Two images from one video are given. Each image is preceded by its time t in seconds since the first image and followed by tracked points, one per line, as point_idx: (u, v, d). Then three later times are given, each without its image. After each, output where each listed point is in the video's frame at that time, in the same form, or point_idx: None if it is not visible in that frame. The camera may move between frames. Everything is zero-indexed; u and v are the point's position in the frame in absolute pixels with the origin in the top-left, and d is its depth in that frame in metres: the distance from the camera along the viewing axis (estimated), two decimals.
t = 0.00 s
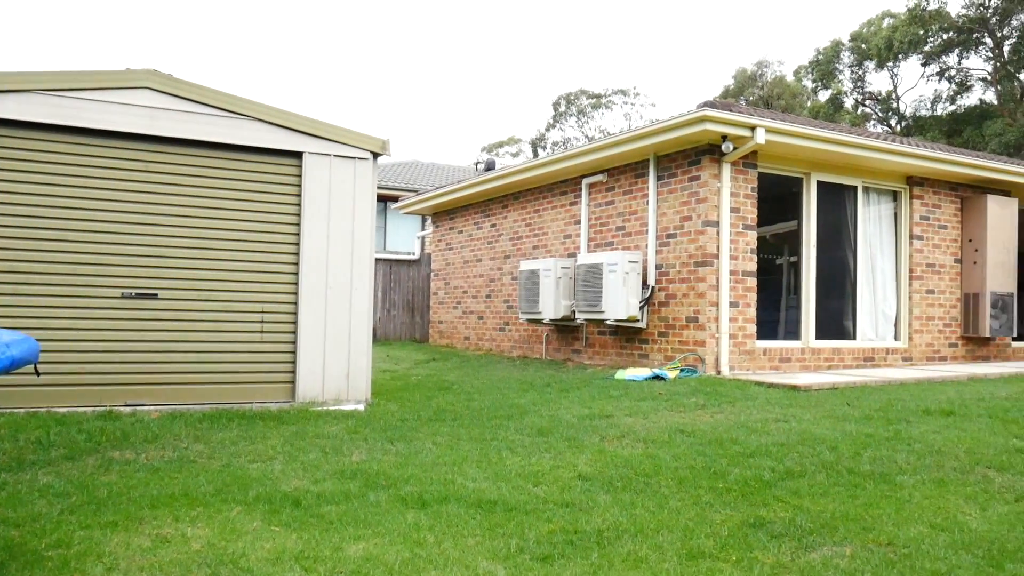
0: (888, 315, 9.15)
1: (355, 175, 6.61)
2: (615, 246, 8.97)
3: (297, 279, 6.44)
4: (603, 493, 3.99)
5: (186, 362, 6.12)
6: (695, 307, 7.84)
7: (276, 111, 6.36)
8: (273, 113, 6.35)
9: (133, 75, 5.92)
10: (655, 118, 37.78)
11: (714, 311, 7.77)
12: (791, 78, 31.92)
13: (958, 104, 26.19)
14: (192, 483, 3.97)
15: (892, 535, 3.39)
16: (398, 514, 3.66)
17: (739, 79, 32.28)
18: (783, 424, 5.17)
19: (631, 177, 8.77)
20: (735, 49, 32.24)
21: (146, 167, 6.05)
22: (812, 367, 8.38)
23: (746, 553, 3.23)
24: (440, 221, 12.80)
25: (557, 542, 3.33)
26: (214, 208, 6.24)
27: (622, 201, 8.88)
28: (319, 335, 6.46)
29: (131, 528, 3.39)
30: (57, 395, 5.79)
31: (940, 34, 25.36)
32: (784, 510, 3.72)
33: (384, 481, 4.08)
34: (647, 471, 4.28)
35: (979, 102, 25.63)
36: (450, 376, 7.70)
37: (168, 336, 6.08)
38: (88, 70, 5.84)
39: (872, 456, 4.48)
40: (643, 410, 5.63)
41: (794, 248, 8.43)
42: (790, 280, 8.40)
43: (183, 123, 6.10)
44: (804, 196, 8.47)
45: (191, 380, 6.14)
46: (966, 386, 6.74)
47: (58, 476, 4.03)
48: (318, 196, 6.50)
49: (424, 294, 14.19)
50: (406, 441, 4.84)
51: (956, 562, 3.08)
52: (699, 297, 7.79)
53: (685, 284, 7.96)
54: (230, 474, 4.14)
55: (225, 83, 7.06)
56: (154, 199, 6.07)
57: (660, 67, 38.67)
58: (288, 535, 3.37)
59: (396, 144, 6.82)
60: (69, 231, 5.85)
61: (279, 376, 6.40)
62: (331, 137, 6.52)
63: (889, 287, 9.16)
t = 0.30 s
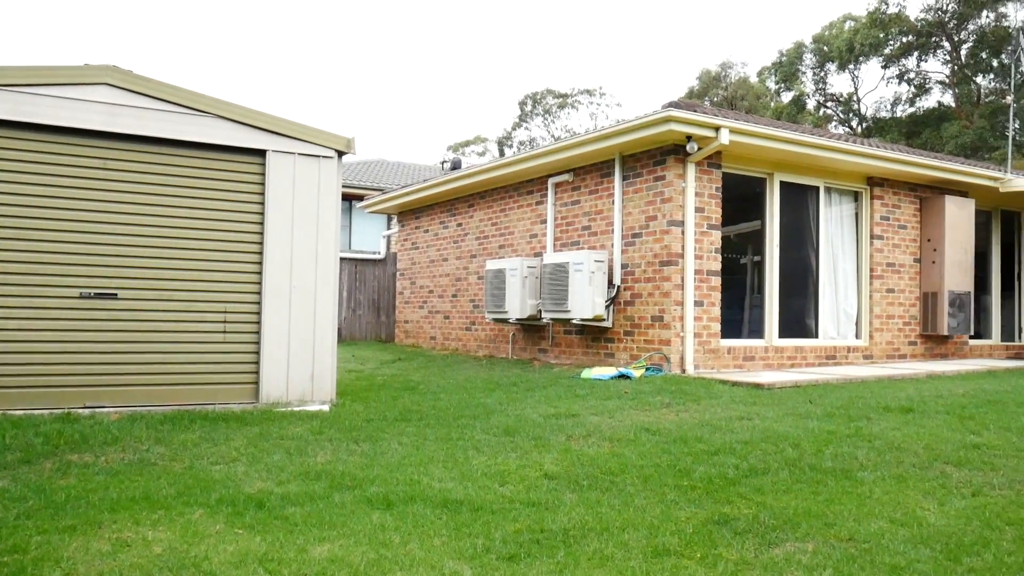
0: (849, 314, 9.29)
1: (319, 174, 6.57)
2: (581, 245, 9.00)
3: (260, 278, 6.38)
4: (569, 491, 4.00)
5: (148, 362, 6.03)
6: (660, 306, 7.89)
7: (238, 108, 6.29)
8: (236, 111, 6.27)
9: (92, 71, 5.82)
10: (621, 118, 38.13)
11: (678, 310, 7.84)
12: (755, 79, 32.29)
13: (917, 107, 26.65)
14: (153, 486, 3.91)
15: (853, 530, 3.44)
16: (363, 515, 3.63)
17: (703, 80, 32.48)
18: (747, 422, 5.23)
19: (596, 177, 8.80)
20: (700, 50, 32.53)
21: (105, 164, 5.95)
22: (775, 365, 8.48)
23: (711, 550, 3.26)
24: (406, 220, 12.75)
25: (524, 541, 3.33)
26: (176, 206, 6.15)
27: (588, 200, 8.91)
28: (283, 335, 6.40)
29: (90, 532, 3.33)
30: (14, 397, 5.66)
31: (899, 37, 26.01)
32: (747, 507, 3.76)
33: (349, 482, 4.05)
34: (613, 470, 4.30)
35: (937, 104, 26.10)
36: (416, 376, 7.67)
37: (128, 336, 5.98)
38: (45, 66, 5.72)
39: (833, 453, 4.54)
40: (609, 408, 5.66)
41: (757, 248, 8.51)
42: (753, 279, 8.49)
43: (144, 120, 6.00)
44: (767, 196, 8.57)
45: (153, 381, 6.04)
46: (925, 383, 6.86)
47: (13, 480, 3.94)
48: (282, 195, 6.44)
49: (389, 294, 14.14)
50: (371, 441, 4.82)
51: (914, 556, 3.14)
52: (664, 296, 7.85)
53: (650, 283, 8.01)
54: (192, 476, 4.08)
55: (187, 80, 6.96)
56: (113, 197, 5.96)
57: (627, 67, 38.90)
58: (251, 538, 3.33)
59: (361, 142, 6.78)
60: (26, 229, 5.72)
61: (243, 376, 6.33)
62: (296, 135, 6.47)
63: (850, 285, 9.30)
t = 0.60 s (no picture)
0: (811, 313, 9.42)
1: (283, 172, 6.52)
2: (548, 245, 9.03)
3: (223, 278, 6.31)
4: (535, 490, 4.01)
5: (108, 363, 5.93)
6: (626, 305, 7.94)
7: (201, 106, 6.21)
8: (198, 108, 6.20)
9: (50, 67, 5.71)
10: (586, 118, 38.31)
11: (644, 309, 7.89)
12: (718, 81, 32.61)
13: (877, 109, 26.92)
14: (114, 489, 3.86)
15: (815, 526, 3.49)
16: (328, 516, 3.61)
17: (669, 80, 32.57)
18: (711, 420, 5.28)
19: (562, 176, 8.83)
20: (665, 50, 32.77)
21: (64, 162, 5.84)
22: (739, 364, 8.58)
23: (676, 547, 3.29)
24: (372, 220, 12.69)
25: (490, 541, 3.34)
26: (137, 205, 6.05)
27: (554, 200, 8.93)
28: (247, 335, 6.34)
29: (49, 536, 3.27)
30: None
31: (859, 40, 26.57)
32: (711, 504, 3.80)
33: (314, 483, 4.03)
34: (579, 468, 4.32)
35: (897, 106, 26.55)
36: (382, 376, 7.64)
37: (87, 337, 5.87)
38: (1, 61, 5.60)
39: (795, 450, 4.61)
40: (574, 408, 5.68)
41: (722, 248, 8.60)
42: (718, 279, 8.58)
43: (104, 117, 5.91)
44: (731, 196, 8.66)
45: (113, 382, 5.94)
46: (885, 381, 6.98)
47: None
48: (245, 194, 6.38)
49: (355, 293, 14.07)
50: (337, 442, 4.79)
51: (874, 551, 3.19)
52: (630, 296, 7.90)
53: (616, 282, 8.06)
54: (154, 479, 4.03)
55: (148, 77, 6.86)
56: (72, 195, 5.86)
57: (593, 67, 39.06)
58: (215, 540, 3.29)
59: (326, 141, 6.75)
60: None
61: (206, 377, 6.25)
62: (260, 133, 6.41)
63: (812, 285, 9.43)
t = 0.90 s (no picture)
0: (774, 311, 9.54)
1: (247, 171, 6.44)
2: (514, 244, 9.03)
3: (185, 277, 6.23)
4: (502, 490, 4.01)
5: (66, 365, 5.82)
6: (592, 304, 7.98)
7: (162, 103, 6.12)
8: (160, 105, 6.11)
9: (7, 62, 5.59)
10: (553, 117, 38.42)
11: (610, 308, 7.93)
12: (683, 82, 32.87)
13: (839, 110, 27.32)
14: (73, 493, 3.79)
15: (778, 523, 3.53)
16: (293, 518, 3.58)
17: (635, 80, 32.52)
18: (676, 418, 5.33)
19: (529, 176, 8.84)
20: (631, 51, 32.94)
21: (21, 159, 5.72)
22: (703, 362, 8.66)
23: (641, 544, 3.32)
24: (337, 218, 12.60)
25: (456, 541, 3.33)
26: (97, 203, 5.95)
27: (520, 199, 8.94)
28: (210, 335, 6.27)
29: (5, 542, 3.20)
30: None
31: (821, 43, 26.79)
32: (676, 502, 3.83)
33: (278, 484, 3.99)
34: (545, 467, 4.33)
35: (858, 108, 26.99)
36: (347, 376, 7.60)
37: (45, 338, 5.76)
38: None
39: (759, 447, 4.66)
40: (540, 407, 5.69)
41: (687, 247, 8.67)
42: (683, 278, 8.65)
43: (62, 114, 5.80)
44: (695, 196, 8.74)
45: (72, 384, 5.84)
46: (845, 379, 7.09)
47: None
48: (208, 192, 6.30)
49: (319, 293, 13.97)
50: (301, 443, 4.75)
51: (836, 546, 3.24)
52: (596, 295, 7.94)
53: (582, 281, 8.09)
54: (114, 482, 3.96)
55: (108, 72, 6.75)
56: (30, 194, 5.74)
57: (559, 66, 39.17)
58: (177, 543, 3.25)
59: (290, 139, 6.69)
60: None
61: (167, 379, 6.17)
62: (223, 131, 6.33)
63: (776, 284, 9.55)
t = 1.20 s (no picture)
0: (738, 311, 9.65)
1: (210, 169, 6.36)
2: (480, 243, 9.04)
3: (146, 277, 6.13)
4: (468, 489, 4.01)
5: (23, 366, 5.70)
6: (558, 304, 8.01)
7: (123, 100, 6.02)
8: (120, 102, 6.01)
9: None
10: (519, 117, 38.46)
11: (576, 308, 7.97)
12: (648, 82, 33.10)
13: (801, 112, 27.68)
14: (30, 497, 3.72)
15: (741, 519, 3.58)
16: (257, 519, 3.55)
17: (601, 80, 33.08)
18: (641, 416, 5.36)
19: (495, 176, 8.85)
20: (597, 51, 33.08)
21: None
22: (668, 361, 8.73)
23: (607, 542, 3.34)
24: (302, 217, 12.49)
25: (422, 541, 3.33)
26: (55, 202, 5.84)
27: (486, 199, 8.94)
28: (172, 336, 6.19)
29: None
30: None
31: (784, 45, 27.04)
32: (641, 499, 3.86)
33: (243, 486, 3.95)
34: (511, 466, 4.34)
35: (820, 110, 27.36)
36: (312, 377, 7.54)
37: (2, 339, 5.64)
38: None
39: (723, 445, 4.72)
40: (507, 406, 5.70)
41: (652, 247, 8.74)
42: (648, 278, 8.71)
43: (19, 111, 5.68)
44: (661, 197, 8.80)
45: (29, 386, 5.72)
46: (807, 377, 7.19)
47: None
48: (170, 191, 6.21)
49: (284, 293, 13.86)
50: (265, 444, 4.71)
51: (798, 542, 3.29)
52: (562, 294, 7.97)
53: (548, 281, 8.11)
54: (73, 485, 3.90)
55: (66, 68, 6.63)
56: None
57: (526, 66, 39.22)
58: (138, 547, 3.21)
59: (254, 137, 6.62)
60: None
61: (128, 380, 6.07)
62: (185, 129, 6.25)
63: (739, 283, 9.66)
